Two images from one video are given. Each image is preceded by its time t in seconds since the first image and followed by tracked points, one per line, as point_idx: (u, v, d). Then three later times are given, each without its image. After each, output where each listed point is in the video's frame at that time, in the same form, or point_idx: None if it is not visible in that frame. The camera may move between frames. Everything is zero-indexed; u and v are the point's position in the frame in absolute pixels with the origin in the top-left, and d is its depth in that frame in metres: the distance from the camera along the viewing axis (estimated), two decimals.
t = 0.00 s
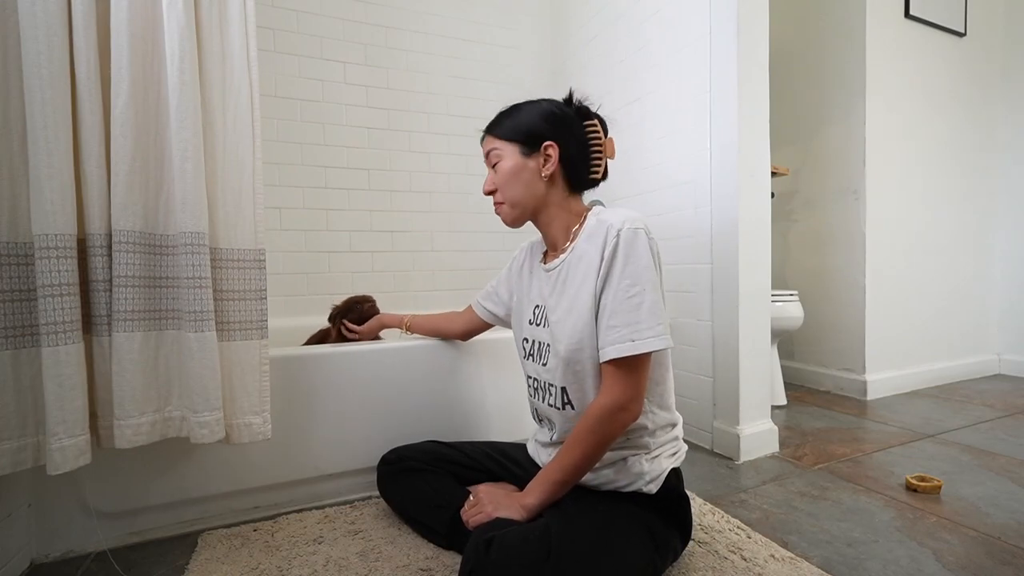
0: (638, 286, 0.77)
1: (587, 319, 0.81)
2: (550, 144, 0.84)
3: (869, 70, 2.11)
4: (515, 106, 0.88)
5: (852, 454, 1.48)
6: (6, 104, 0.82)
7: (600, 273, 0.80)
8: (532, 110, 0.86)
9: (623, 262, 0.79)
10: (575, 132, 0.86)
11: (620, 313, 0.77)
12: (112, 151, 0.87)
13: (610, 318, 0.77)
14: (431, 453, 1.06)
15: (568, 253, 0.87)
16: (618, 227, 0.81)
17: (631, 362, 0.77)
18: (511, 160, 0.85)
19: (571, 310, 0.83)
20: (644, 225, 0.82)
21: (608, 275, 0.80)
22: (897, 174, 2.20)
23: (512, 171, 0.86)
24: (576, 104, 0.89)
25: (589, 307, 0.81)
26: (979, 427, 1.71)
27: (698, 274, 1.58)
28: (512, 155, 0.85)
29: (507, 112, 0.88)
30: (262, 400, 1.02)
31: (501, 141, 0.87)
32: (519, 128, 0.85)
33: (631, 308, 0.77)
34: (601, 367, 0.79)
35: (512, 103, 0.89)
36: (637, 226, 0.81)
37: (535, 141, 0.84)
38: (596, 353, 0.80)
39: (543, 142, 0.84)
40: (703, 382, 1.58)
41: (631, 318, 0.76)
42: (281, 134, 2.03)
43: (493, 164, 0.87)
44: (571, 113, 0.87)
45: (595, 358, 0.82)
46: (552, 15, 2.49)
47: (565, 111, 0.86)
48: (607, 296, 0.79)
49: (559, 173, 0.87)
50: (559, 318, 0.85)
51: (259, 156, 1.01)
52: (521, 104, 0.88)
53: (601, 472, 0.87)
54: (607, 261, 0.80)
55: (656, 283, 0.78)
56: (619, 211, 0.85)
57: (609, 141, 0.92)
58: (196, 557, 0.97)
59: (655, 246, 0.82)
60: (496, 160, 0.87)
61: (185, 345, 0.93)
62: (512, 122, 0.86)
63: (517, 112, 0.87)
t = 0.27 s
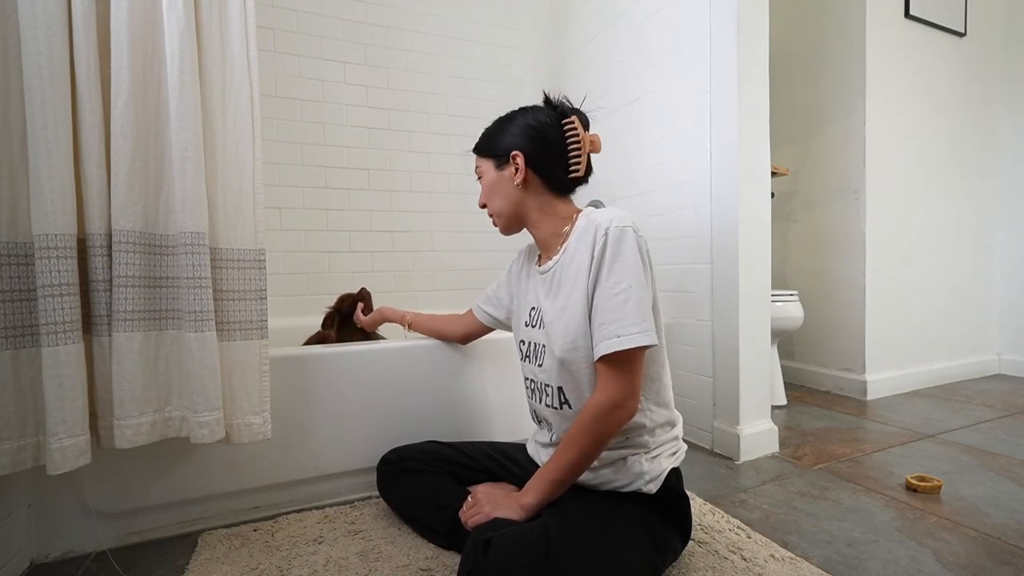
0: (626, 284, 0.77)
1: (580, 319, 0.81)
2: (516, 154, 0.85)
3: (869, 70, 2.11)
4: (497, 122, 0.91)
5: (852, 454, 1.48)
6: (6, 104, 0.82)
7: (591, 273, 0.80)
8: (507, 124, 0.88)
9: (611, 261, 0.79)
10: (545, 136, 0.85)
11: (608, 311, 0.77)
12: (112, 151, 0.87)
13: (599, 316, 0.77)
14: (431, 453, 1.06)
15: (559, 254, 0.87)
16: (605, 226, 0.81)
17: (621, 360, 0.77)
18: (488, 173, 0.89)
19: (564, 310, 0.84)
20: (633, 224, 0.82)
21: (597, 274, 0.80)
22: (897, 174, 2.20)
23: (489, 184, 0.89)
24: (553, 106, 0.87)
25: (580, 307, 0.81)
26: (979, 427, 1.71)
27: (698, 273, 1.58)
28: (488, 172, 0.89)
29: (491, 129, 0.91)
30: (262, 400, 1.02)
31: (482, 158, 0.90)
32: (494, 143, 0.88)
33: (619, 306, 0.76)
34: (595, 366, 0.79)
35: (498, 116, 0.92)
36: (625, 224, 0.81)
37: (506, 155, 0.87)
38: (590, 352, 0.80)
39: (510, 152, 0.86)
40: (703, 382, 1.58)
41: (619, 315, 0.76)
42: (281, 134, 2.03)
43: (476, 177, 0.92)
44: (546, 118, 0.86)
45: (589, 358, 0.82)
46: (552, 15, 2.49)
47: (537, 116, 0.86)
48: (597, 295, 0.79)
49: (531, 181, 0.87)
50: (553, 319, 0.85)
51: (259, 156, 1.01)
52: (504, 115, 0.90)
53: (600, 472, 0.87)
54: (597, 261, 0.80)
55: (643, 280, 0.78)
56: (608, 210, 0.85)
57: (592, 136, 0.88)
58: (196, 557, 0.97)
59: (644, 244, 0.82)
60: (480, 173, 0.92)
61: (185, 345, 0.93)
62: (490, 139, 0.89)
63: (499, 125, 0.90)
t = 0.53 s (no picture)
0: (627, 284, 0.77)
1: (582, 318, 0.81)
2: (512, 158, 0.85)
3: (870, 69, 2.11)
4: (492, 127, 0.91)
5: (852, 454, 1.48)
6: (6, 104, 0.82)
7: (592, 272, 0.80)
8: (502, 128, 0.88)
9: (613, 260, 0.79)
10: (538, 137, 0.85)
11: (610, 311, 0.77)
12: (112, 151, 0.87)
13: (601, 315, 0.77)
14: (431, 453, 1.06)
15: (561, 254, 0.87)
16: (607, 226, 0.81)
17: (622, 359, 0.77)
18: (486, 178, 0.89)
19: (566, 309, 0.84)
20: (634, 223, 0.82)
21: (598, 273, 0.80)
22: (897, 174, 2.20)
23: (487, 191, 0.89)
24: (545, 107, 0.87)
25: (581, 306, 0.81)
26: (979, 427, 1.71)
27: (698, 273, 1.58)
28: (486, 177, 0.89)
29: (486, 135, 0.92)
30: (262, 400, 1.02)
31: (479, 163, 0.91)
32: (491, 149, 0.88)
33: (619, 305, 0.76)
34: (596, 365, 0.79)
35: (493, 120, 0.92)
36: (626, 224, 0.81)
37: (502, 160, 0.87)
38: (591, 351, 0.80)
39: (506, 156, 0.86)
40: (703, 382, 1.58)
41: (621, 315, 0.76)
42: (281, 134, 2.03)
43: (475, 183, 0.92)
44: (539, 120, 0.86)
45: (590, 357, 0.82)
46: (552, 15, 2.49)
47: (530, 118, 0.86)
48: (598, 294, 0.79)
49: (528, 184, 0.87)
50: (554, 318, 0.85)
51: (259, 156, 1.01)
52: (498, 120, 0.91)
53: (601, 472, 0.87)
54: (598, 260, 0.80)
55: (645, 280, 0.78)
56: (609, 210, 0.85)
57: (585, 135, 0.88)
58: (196, 558, 0.97)
59: (645, 244, 0.82)
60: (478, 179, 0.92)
61: (185, 345, 0.93)
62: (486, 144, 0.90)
63: (494, 130, 0.90)
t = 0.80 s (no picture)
0: (630, 284, 0.77)
1: (585, 318, 0.81)
2: (515, 159, 0.85)
3: (870, 69, 2.11)
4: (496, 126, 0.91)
5: (852, 454, 1.48)
6: (6, 104, 0.82)
7: (596, 272, 0.80)
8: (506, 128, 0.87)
9: (617, 260, 0.79)
10: (544, 137, 0.85)
11: (614, 311, 0.77)
12: (112, 151, 0.87)
13: (605, 315, 0.77)
14: (431, 454, 1.06)
15: (564, 254, 0.87)
16: (611, 226, 0.82)
17: (625, 359, 0.77)
18: (490, 178, 0.89)
19: (569, 309, 0.84)
20: (638, 224, 0.82)
21: (602, 273, 0.80)
22: (897, 174, 2.20)
23: (491, 190, 0.89)
24: (549, 107, 0.87)
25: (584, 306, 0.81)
26: (979, 427, 1.71)
27: (698, 273, 1.58)
28: (489, 177, 0.89)
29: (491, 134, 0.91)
30: (262, 400, 1.02)
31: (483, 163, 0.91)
32: (495, 149, 0.88)
33: (623, 306, 0.76)
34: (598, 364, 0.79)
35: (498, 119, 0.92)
36: (630, 225, 0.81)
37: (506, 160, 0.87)
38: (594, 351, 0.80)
39: (511, 156, 0.86)
40: (703, 382, 1.58)
41: (625, 315, 0.76)
42: (281, 134, 2.03)
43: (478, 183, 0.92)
44: (543, 120, 0.86)
45: (593, 356, 0.82)
46: (552, 15, 2.49)
47: (535, 117, 0.86)
48: (601, 294, 0.79)
49: (532, 185, 0.87)
50: (557, 318, 0.85)
51: (259, 156, 1.01)
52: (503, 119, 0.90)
53: (602, 471, 0.87)
54: (602, 260, 0.80)
55: (649, 280, 0.78)
56: (613, 210, 0.86)
57: (589, 135, 0.88)
58: (196, 558, 0.97)
59: (649, 245, 0.82)
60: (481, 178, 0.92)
61: (185, 345, 0.93)
62: (490, 144, 0.89)
63: (498, 130, 0.90)
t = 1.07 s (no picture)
0: (638, 286, 0.77)
1: (590, 319, 0.81)
2: (536, 155, 0.84)
3: (870, 69, 2.11)
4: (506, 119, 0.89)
5: (852, 454, 1.48)
6: (6, 104, 0.82)
7: (603, 273, 0.81)
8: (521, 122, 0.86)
9: (625, 261, 0.79)
10: (562, 136, 0.85)
11: (622, 311, 0.77)
12: (112, 151, 0.87)
13: (611, 315, 0.77)
14: (431, 453, 1.06)
15: (571, 255, 0.88)
16: (619, 228, 0.82)
17: (631, 360, 0.77)
18: (503, 173, 0.87)
19: (574, 309, 0.84)
20: (646, 226, 0.82)
21: (610, 274, 0.80)
22: (897, 174, 2.20)
23: (502, 184, 0.87)
24: (565, 108, 0.88)
25: (590, 306, 0.81)
26: (979, 427, 1.71)
27: (698, 273, 1.58)
28: (502, 171, 0.87)
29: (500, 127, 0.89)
30: (262, 400, 1.02)
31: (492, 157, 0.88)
32: (508, 142, 0.86)
33: (631, 307, 0.77)
34: (602, 364, 0.79)
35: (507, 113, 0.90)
36: (639, 227, 0.82)
37: (524, 155, 0.85)
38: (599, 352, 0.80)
39: (529, 152, 0.85)
40: (703, 382, 1.58)
41: (632, 316, 0.76)
42: (280, 134, 2.03)
43: (486, 177, 0.89)
44: (560, 120, 0.86)
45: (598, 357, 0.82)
46: (552, 15, 2.49)
47: (551, 115, 0.86)
48: (607, 295, 0.79)
49: (549, 182, 0.87)
50: (563, 318, 0.85)
51: (259, 157, 1.01)
52: (512, 113, 0.89)
53: (604, 469, 0.87)
54: (609, 261, 0.80)
55: (656, 282, 0.78)
56: (621, 212, 0.86)
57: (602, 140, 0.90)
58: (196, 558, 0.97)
59: (657, 247, 0.83)
60: (489, 171, 0.89)
61: (185, 345, 0.93)
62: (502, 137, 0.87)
63: (508, 124, 0.88)
